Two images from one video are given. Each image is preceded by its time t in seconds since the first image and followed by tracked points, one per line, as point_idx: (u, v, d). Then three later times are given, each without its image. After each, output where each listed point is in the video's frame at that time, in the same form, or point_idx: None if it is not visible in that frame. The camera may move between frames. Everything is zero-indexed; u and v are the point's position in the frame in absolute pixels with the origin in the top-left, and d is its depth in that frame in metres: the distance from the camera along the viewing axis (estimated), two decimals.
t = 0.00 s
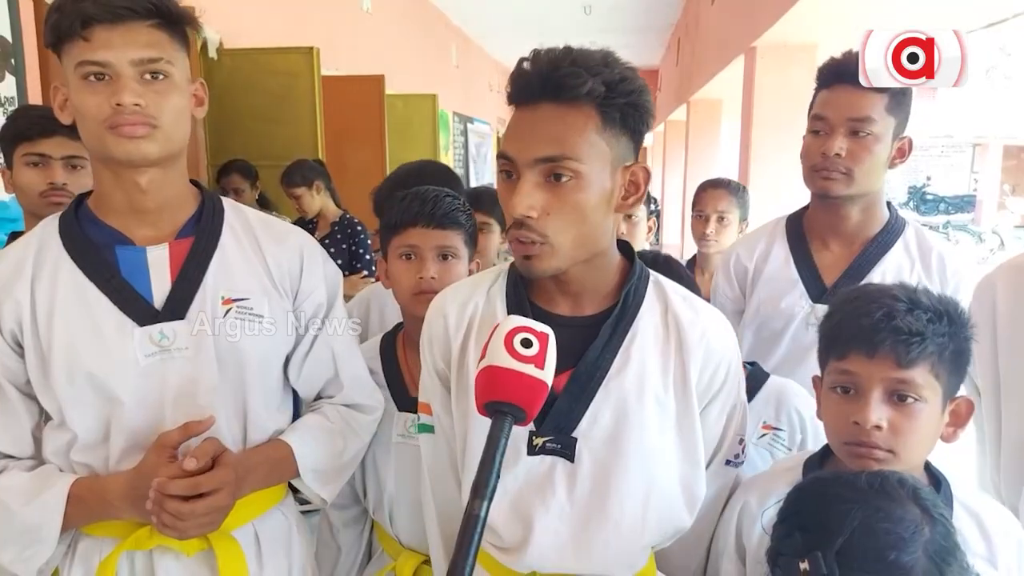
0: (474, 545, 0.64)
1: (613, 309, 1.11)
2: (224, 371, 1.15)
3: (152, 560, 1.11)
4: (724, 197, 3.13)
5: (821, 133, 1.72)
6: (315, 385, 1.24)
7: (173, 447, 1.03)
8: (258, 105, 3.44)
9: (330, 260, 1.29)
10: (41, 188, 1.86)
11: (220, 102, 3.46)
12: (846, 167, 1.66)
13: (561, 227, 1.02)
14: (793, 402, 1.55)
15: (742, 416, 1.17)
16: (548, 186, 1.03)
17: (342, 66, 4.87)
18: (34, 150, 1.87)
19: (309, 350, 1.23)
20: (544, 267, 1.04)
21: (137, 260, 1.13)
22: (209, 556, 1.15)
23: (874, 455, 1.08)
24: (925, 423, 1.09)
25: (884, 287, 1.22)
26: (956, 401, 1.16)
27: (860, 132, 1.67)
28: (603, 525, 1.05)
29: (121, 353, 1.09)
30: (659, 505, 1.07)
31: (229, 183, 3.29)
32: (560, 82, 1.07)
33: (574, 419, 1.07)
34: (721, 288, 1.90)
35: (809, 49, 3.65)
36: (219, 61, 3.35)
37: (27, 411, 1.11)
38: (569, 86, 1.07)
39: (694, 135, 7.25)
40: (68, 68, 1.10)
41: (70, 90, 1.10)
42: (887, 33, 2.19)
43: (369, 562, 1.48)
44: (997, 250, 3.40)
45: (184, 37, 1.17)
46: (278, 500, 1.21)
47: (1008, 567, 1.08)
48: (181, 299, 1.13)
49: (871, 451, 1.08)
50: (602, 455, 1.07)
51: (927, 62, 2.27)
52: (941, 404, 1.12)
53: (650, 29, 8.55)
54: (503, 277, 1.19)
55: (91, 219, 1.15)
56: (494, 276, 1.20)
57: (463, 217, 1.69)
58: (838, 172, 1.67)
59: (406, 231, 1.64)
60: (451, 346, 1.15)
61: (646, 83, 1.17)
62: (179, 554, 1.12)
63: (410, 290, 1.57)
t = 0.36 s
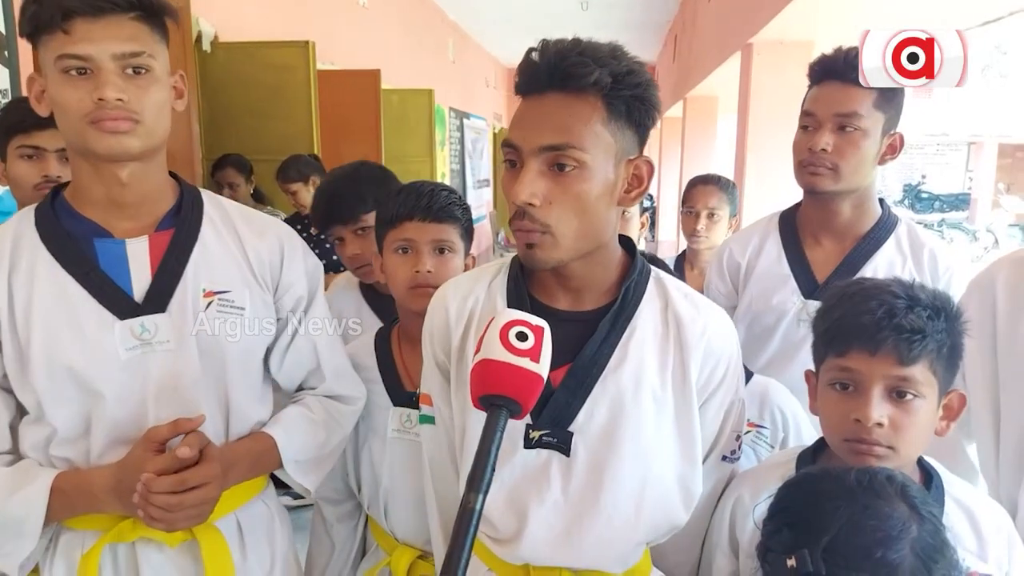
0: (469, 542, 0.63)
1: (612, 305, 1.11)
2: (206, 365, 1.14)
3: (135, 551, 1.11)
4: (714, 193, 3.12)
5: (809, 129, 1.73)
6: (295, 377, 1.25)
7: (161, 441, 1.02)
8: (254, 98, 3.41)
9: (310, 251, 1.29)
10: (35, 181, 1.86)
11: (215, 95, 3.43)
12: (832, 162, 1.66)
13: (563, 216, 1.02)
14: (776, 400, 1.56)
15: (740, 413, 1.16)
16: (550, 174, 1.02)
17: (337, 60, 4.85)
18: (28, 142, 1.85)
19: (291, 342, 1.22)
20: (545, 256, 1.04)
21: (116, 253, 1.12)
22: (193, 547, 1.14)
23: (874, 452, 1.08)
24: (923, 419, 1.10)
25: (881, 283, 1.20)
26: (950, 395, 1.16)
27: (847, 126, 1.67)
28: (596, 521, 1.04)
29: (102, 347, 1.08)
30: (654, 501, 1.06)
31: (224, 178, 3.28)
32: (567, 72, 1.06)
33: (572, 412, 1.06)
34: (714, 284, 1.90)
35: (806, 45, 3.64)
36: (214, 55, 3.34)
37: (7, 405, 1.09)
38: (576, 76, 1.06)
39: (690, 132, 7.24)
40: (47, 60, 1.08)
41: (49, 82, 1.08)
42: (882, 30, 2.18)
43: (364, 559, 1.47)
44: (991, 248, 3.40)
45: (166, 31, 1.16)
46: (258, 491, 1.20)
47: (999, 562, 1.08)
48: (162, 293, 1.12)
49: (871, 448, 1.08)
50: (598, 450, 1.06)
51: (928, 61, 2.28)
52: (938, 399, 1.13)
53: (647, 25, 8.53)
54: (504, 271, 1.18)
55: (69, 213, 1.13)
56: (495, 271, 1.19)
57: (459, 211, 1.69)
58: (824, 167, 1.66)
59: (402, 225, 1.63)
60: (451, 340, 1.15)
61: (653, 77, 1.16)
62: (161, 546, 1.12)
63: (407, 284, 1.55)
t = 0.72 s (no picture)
0: (465, 541, 0.64)
1: (604, 307, 1.11)
2: (194, 367, 1.15)
3: (126, 551, 1.11)
4: (709, 197, 3.15)
5: (804, 132, 1.74)
6: (283, 376, 1.25)
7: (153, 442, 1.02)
8: (250, 102, 3.42)
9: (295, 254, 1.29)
10: (33, 184, 1.86)
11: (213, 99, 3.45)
12: (826, 165, 1.67)
13: (556, 214, 1.02)
14: (769, 400, 1.57)
15: (734, 417, 1.17)
16: (545, 171, 1.03)
17: (336, 63, 4.86)
18: (25, 146, 1.86)
19: (278, 344, 1.23)
20: (538, 253, 1.04)
21: (104, 258, 1.12)
22: (185, 547, 1.14)
23: (875, 456, 1.08)
24: (922, 422, 1.11)
25: (878, 286, 1.21)
26: (945, 396, 1.17)
27: (840, 130, 1.68)
28: (589, 523, 1.04)
29: (91, 351, 1.08)
30: (646, 503, 1.07)
31: (222, 182, 3.28)
32: (564, 71, 1.07)
33: (564, 414, 1.07)
34: (710, 287, 1.90)
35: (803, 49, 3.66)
36: (211, 58, 3.34)
37: None
38: (572, 75, 1.07)
39: (688, 134, 7.24)
40: (35, 68, 1.08)
41: (38, 91, 1.08)
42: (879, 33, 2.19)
43: (363, 563, 1.46)
44: (989, 250, 3.39)
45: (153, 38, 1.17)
46: (250, 490, 1.20)
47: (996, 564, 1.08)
48: (150, 296, 1.12)
49: (872, 452, 1.08)
50: (591, 453, 1.06)
51: (928, 60, 2.29)
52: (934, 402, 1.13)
53: (645, 28, 8.55)
54: (500, 274, 1.19)
55: (54, 219, 1.13)
56: (491, 274, 1.20)
57: (457, 214, 1.69)
58: (818, 170, 1.67)
59: (402, 228, 1.63)
60: (447, 341, 1.15)
61: (649, 80, 1.17)
62: (153, 545, 1.12)
63: (406, 287, 1.56)
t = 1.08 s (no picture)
0: (465, 541, 0.64)
1: (605, 311, 1.11)
2: (192, 367, 1.15)
3: (126, 550, 1.11)
4: (711, 201, 3.14)
5: (812, 136, 1.73)
6: (283, 377, 1.24)
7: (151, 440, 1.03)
8: (256, 104, 3.43)
9: (296, 256, 1.30)
10: (37, 186, 1.87)
11: (216, 101, 3.46)
12: (836, 170, 1.66)
13: (527, 229, 1.03)
14: (775, 405, 1.57)
15: (737, 421, 1.16)
16: (515, 188, 1.04)
17: (340, 66, 4.88)
18: (29, 148, 1.86)
19: (277, 344, 1.23)
20: (515, 268, 1.05)
21: (101, 258, 1.13)
22: (186, 546, 1.15)
23: (884, 464, 1.09)
24: (930, 429, 1.11)
25: (884, 292, 1.21)
26: (951, 400, 1.17)
27: (851, 134, 1.68)
28: (591, 526, 1.04)
29: (91, 351, 1.09)
30: (648, 507, 1.07)
31: (226, 185, 3.28)
32: (532, 86, 1.07)
33: (565, 419, 1.07)
34: (715, 292, 1.90)
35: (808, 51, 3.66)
36: (215, 61, 3.36)
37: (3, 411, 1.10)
38: (537, 92, 1.06)
39: (692, 136, 7.23)
40: (40, 70, 1.08)
41: (42, 93, 1.08)
42: (884, 36, 2.19)
43: (366, 564, 1.46)
44: (994, 254, 3.38)
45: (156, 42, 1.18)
46: (252, 491, 1.21)
47: (997, 566, 1.08)
48: (147, 297, 1.13)
49: (881, 460, 1.08)
50: (593, 456, 1.06)
51: (928, 60, 2.29)
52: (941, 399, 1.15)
53: (649, 31, 8.56)
54: (501, 278, 1.19)
55: (52, 221, 1.14)
56: (494, 278, 1.20)
57: (463, 216, 1.69)
58: (828, 175, 1.67)
59: (407, 230, 1.64)
60: (450, 345, 1.15)
61: (632, 87, 1.14)
62: (153, 545, 1.12)
63: (411, 289, 1.56)
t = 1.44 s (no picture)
0: (469, 544, 0.63)
1: (602, 313, 1.10)
2: (205, 371, 1.14)
3: (136, 555, 1.11)
4: (716, 202, 3.13)
5: (819, 138, 1.71)
6: (299, 382, 1.23)
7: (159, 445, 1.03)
8: (258, 106, 3.43)
9: (311, 258, 1.28)
10: (41, 189, 1.87)
11: (219, 104, 3.46)
12: (843, 172, 1.65)
13: (525, 231, 1.02)
14: (780, 408, 1.56)
15: (737, 421, 1.16)
16: (511, 190, 1.03)
17: (343, 68, 4.88)
18: (33, 151, 1.86)
19: (293, 347, 1.21)
20: (513, 269, 1.05)
21: (116, 261, 1.12)
22: (194, 554, 1.14)
23: (885, 463, 1.08)
24: (931, 429, 1.10)
25: (887, 292, 1.20)
26: (958, 404, 1.16)
27: (858, 136, 1.66)
28: (595, 530, 1.04)
29: (102, 353, 1.09)
30: (650, 511, 1.06)
31: (230, 187, 3.27)
32: (522, 87, 1.06)
33: (562, 424, 1.06)
34: (721, 294, 1.89)
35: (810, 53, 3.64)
36: (217, 64, 3.36)
37: (14, 412, 1.10)
38: (530, 93, 1.06)
39: (695, 137, 7.22)
40: (55, 74, 1.08)
41: (56, 96, 1.08)
42: (888, 37, 2.18)
43: (369, 565, 1.46)
44: (998, 255, 3.37)
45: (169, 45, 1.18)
46: (264, 499, 1.20)
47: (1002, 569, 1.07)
48: (160, 299, 1.12)
49: (882, 459, 1.08)
50: (591, 460, 1.06)
51: (926, 62, 2.27)
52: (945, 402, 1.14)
53: (651, 33, 8.56)
54: (498, 281, 1.18)
55: (70, 223, 1.14)
56: (492, 280, 1.19)
57: (466, 218, 1.69)
58: (836, 177, 1.65)
59: (410, 231, 1.63)
60: (447, 349, 1.15)
61: (625, 85, 1.14)
62: (161, 550, 1.12)
63: (414, 290, 1.57)
